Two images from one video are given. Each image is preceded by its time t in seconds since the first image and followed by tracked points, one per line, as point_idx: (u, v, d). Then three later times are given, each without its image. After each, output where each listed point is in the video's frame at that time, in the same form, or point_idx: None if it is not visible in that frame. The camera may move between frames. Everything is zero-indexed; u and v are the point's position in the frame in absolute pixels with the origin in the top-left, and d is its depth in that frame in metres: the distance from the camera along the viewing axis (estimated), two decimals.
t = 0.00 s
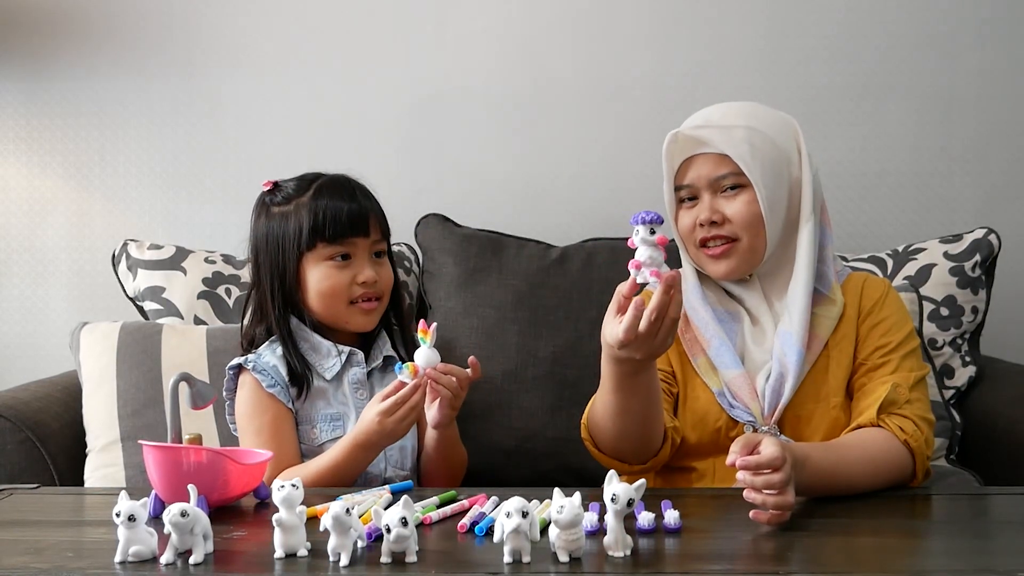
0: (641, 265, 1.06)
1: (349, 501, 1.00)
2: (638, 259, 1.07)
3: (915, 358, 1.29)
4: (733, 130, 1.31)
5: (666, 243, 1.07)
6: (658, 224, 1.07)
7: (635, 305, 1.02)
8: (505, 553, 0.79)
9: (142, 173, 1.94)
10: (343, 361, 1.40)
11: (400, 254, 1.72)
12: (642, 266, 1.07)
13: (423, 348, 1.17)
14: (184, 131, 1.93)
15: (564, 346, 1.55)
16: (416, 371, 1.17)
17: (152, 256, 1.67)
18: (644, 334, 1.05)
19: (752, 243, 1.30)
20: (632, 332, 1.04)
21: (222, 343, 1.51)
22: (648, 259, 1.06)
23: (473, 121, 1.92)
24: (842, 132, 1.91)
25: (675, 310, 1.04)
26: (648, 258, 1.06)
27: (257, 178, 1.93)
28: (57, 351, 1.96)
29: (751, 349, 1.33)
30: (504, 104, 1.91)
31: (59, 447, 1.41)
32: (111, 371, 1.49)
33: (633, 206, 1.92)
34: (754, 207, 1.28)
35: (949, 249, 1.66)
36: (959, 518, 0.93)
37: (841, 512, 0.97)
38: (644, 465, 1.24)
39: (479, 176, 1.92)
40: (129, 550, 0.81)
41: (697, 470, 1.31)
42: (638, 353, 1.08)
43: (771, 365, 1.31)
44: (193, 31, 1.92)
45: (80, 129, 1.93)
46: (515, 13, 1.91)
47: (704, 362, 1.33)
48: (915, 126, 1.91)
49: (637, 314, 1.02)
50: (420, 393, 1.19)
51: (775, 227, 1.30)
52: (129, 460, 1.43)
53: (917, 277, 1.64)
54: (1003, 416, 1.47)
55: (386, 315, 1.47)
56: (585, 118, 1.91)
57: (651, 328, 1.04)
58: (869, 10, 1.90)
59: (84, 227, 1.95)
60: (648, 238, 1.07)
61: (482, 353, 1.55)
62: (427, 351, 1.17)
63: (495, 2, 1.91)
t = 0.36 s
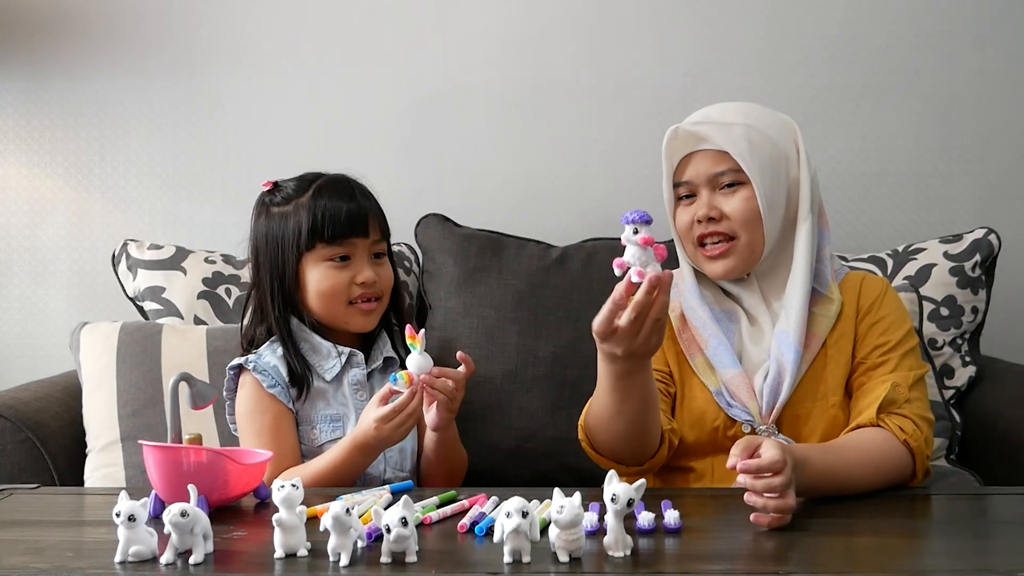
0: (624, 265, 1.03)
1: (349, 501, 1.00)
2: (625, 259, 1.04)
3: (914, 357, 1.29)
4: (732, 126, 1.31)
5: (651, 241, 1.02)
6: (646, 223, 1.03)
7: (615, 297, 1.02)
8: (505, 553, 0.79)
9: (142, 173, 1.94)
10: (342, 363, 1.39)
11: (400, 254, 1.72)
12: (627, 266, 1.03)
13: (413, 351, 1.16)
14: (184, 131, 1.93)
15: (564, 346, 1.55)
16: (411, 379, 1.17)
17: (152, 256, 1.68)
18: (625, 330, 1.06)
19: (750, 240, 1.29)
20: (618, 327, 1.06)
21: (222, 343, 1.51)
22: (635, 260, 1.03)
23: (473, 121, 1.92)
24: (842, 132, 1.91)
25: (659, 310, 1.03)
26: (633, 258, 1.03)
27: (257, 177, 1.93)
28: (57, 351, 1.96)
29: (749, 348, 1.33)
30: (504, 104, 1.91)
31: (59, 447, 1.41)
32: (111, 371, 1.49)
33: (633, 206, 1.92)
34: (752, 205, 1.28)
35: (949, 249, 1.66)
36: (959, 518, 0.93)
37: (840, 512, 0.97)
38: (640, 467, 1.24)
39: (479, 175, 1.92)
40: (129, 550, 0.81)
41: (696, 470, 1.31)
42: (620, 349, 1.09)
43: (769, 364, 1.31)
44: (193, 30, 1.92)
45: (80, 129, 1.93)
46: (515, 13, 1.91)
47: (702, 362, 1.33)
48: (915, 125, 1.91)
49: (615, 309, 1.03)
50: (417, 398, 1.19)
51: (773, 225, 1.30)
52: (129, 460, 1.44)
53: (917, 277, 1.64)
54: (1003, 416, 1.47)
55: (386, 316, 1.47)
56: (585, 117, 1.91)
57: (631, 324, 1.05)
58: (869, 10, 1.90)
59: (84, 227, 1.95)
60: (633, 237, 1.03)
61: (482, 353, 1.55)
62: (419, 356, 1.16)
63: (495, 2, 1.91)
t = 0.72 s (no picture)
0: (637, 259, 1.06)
1: (349, 501, 1.00)
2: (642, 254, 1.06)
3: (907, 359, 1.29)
4: (740, 126, 1.31)
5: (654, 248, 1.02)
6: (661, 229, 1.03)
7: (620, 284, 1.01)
8: (505, 553, 0.79)
9: (142, 173, 1.94)
10: (344, 354, 1.39)
11: (400, 254, 1.72)
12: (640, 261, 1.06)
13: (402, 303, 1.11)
14: (184, 131, 1.93)
15: (564, 346, 1.55)
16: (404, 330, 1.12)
17: (152, 256, 1.68)
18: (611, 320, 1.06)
19: (749, 240, 1.30)
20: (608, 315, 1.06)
21: (222, 343, 1.51)
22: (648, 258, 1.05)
23: (473, 121, 1.92)
24: (841, 132, 1.91)
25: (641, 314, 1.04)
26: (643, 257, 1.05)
27: (257, 177, 1.93)
28: (57, 351, 1.96)
29: (739, 343, 1.34)
30: (504, 104, 1.91)
31: (59, 447, 1.41)
32: (111, 371, 1.49)
33: (633, 206, 1.92)
34: (754, 205, 1.28)
35: (949, 249, 1.66)
36: (959, 518, 0.92)
37: (840, 511, 0.97)
38: (632, 468, 1.26)
39: (479, 175, 1.92)
40: (129, 550, 0.81)
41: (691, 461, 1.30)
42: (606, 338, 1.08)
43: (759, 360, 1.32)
44: (194, 31, 1.92)
45: (80, 129, 1.93)
46: (515, 13, 1.91)
47: (692, 356, 1.33)
48: (915, 126, 1.91)
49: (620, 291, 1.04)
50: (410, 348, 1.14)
51: (772, 227, 1.30)
52: (129, 460, 1.43)
53: (917, 277, 1.64)
54: (1003, 416, 1.47)
55: (391, 311, 1.44)
56: (585, 117, 1.91)
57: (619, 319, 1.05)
58: (869, 10, 1.90)
59: (84, 227, 1.95)
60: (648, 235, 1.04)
61: (482, 353, 1.55)
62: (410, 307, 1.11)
63: (495, 2, 1.91)
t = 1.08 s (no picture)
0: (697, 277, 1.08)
1: (349, 501, 1.00)
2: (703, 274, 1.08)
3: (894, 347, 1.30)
4: (748, 131, 1.30)
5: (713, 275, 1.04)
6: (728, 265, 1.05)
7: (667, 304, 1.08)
8: (505, 553, 0.79)
9: (142, 173, 1.94)
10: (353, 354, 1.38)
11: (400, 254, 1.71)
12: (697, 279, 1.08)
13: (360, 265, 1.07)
14: (183, 132, 1.93)
15: (564, 346, 1.55)
16: (366, 296, 1.08)
17: (152, 256, 1.68)
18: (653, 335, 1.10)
19: (751, 244, 1.30)
20: (651, 321, 1.11)
21: (222, 343, 1.51)
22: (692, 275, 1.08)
23: (473, 121, 1.92)
24: (841, 132, 1.91)
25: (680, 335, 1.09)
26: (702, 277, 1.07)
27: (257, 177, 1.93)
28: (57, 350, 1.96)
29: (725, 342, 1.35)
30: (504, 105, 1.91)
31: (59, 447, 1.41)
32: (111, 371, 1.49)
33: (633, 206, 1.92)
34: (760, 210, 1.29)
35: (949, 249, 1.66)
36: (959, 518, 0.92)
37: (840, 511, 0.97)
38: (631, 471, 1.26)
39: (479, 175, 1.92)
40: (129, 550, 0.81)
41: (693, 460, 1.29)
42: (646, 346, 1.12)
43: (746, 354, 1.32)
44: (194, 31, 1.92)
45: (80, 129, 1.93)
46: (515, 13, 1.91)
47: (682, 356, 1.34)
48: (915, 126, 1.91)
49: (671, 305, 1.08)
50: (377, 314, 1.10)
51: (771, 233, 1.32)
52: (129, 460, 1.43)
53: (917, 277, 1.64)
54: (1003, 416, 1.47)
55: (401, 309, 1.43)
56: (585, 117, 1.91)
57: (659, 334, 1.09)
58: (869, 10, 1.90)
59: (84, 227, 1.95)
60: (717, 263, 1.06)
61: (482, 353, 1.55)
62: (371, 268, 1.07)
63: (495, 3, 1.91)
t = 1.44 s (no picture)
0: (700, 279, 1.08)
1: (349, 501, 1.00)
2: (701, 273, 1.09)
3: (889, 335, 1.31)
4: (744, 133, 1.30)
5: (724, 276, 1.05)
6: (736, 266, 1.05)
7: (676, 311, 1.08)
8: (505, 553, 0.79)
9: (142, 173, 1.94)
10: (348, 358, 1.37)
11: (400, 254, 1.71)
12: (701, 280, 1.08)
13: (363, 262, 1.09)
14: (184, 132, 1.93)
15: (564, 346, 1.55)
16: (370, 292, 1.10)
17: (152, 256, 1.67)
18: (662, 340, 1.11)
19: (749, 245, 1.30)
20: (658, 329, 1.10)
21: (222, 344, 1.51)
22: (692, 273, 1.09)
23: (473, 121, 1.92)
24: (841, 132, 1.91)
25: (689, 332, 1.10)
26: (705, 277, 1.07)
27: (257, 177, 1.93)
28: (57, 350, 1.96)
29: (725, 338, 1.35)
30: (504, 105, 1.91)
31: (59, 447, 1.41)
32: (111, 370, 1.49)
33: (633, 206, 1.92)
34: (758, 211, 1.29)
35: (949, 249, 1.66)
36: (959, 518, 0.92)
37: (840, 511, 0.97)
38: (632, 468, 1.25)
39: (478, 176, 1.92)
40: (129, 550, 0.81)
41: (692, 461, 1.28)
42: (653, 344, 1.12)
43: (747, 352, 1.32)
44: (194, 31, 1.92)
45: (80, 130, 1.93)
46: (515, 13, 1.91)
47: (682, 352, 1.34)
48: (915, 126, 1.91)
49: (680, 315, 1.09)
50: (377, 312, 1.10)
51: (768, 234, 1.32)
52: (129, 460, 1.43)
53: (917, 277, 1.64)
54: (1003, 416, 1.47)
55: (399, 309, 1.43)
56: (585, 117, 1.91)
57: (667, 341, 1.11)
58: (869, 11, 1.90)
59: (83, 227, 1.95)
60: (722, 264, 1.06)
61: (482, 353, 1.55)
62: (372, 267, 1.09)
63: (496, 3, 1.91)
